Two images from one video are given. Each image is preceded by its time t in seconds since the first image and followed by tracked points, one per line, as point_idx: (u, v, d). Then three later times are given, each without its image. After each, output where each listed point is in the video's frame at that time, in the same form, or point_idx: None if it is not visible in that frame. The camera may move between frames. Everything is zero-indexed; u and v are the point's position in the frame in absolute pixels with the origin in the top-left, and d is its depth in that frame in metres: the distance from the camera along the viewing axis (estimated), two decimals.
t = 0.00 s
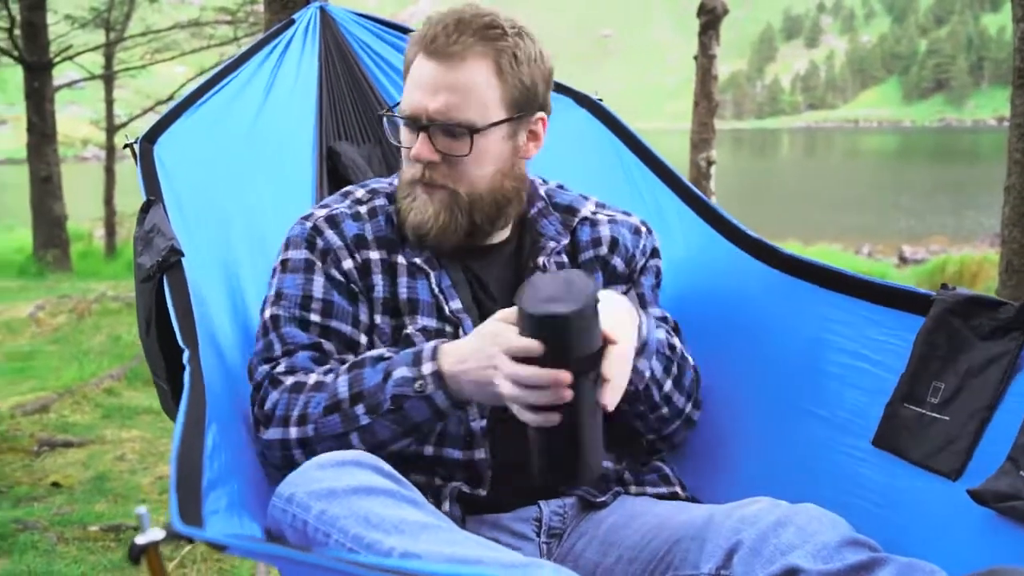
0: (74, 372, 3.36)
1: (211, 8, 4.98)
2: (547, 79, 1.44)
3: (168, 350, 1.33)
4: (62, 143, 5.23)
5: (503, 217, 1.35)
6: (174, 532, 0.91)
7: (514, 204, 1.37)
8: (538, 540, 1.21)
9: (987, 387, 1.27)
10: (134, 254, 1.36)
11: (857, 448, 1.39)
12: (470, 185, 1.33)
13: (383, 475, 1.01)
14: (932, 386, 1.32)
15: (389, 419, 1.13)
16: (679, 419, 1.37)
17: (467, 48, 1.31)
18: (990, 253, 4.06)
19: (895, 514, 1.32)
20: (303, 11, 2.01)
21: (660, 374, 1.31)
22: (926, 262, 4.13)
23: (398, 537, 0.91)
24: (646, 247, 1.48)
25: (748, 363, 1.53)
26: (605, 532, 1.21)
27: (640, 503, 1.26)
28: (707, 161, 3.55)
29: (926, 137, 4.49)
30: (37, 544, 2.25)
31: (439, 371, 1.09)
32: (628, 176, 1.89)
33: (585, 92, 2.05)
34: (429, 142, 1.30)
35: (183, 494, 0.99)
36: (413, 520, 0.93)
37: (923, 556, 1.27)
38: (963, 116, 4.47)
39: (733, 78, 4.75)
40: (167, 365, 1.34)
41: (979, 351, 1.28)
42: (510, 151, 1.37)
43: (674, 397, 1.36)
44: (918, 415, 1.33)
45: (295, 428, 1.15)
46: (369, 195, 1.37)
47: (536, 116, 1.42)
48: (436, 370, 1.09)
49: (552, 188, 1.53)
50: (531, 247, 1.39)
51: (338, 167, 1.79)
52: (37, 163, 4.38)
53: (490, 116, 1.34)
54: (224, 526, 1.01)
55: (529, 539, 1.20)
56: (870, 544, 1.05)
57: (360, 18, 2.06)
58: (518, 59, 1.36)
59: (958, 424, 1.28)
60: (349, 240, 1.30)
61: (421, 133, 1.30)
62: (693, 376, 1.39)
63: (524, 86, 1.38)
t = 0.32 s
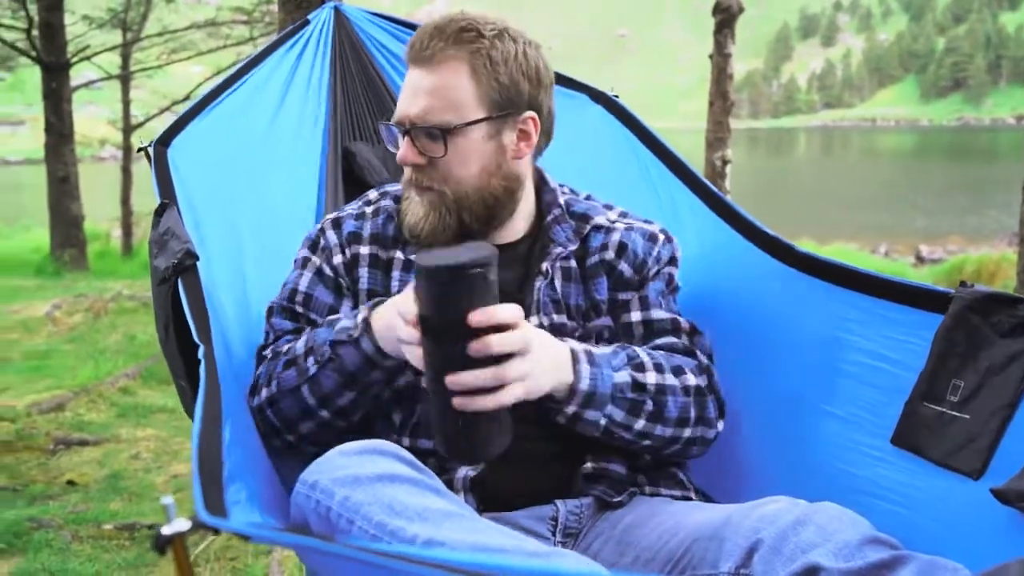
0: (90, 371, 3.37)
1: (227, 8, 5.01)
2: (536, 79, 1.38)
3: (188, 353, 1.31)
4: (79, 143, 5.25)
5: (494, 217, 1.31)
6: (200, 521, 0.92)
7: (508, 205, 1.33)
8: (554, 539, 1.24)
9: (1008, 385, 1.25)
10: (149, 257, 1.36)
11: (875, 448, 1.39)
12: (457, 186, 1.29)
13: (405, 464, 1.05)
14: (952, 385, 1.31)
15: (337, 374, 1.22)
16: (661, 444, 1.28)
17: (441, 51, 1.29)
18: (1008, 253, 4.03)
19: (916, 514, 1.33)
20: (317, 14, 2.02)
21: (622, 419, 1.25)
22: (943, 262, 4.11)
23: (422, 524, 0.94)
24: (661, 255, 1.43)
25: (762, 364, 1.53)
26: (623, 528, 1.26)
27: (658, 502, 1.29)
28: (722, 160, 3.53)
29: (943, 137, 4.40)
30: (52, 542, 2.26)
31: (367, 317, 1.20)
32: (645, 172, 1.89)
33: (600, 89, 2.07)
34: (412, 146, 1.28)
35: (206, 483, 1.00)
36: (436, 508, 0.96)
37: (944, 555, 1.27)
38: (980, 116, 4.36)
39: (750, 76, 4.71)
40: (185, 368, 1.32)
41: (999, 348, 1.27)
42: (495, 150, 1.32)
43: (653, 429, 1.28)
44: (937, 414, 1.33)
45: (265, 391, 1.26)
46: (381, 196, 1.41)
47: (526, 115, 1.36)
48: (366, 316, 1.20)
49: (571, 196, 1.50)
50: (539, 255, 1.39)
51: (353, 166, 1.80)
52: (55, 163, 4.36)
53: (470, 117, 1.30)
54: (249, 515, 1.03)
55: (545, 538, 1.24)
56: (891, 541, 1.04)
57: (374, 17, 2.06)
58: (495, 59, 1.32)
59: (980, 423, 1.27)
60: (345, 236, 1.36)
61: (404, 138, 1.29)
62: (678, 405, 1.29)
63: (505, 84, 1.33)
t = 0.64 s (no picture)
0: (98, 368, 3.38)
1: (236, 9, 5.08)
2: (519, 71, 1.61)
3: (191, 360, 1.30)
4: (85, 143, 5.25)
5: (490, 207, 1.54)
6: (215, 498, 0.93)
7: (502, 193, 1.55)
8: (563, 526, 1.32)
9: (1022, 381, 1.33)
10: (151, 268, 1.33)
11: (888, 444, 1.46)
12: (453, 181, 1.54)
13: (424, 438, 1.09)
14: (966, 381, 1.38)
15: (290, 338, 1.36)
16: (564, 429, 1.29)
17: (427, 57, 1.53)
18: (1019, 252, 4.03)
19: (927, 507, 1.40)
20: (323, 17, 2.24)
21: (506, 407, 1.26)
22: (954, 262, 4.09)
23: (438, 492, 0.99)
24: (627, 244, 1.48)
25: (775, 358, 1.60)
26: (632, 522, 1.33)
27: (660, 501, 1.36)
28: (732, 158, 3.50)
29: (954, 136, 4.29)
30: (58, 540, 2.28)
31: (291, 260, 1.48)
32: (654, 166, 1.92)
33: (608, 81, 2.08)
34: (406, 147, 1.53)
35: (224, 471, 1.00)
36: (453, 479, 1.01)
37: (957, 546, 1.35)
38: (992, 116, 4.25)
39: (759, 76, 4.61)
40: (187, 377, 1.31)
41: (1013, 345, 1.34)
42: (486, 142, 1.55)
43: (549, 415, 1.28)
44: (951, 409, 1.39)
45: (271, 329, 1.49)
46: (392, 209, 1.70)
47: (513, 107, 1.58)
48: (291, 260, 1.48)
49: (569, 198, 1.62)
50: (514, 253, 1.56)
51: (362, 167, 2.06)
52: (65, 163, 4.33)
53: (458, 112, 1.53)
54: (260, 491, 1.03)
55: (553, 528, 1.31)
56: (900, 535, 1.06)
57: (376, 14, 2.28)
58: (478, 56, 1.55)
59: (994, 419, 1.34)
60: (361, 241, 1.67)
61: (399, 140, 1.54)
62: (573, 388, 1.27)
63: (489, 78, 1.56)
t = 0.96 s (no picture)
0: (106, 368, 3.39)
1: (246, 10, 5.12)
2: (475, 75, 1.65)
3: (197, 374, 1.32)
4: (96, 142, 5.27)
5: (462, 210, 1.56)
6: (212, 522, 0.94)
7: (472, 195, 1.57)
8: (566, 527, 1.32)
9: None
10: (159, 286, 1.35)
11: (899, 433, 1.45)
12: (421, 189, 1.56)
13: (424, 444, 1.08)
14: (976, 364, 1.34)
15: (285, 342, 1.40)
16: (515, 434, 1.29)
17: (383, 71, 1.58)
18: None
19: (941, 496, 1.38)
20: (326, 20, 2.23)
21: (455, 416, 1.28)
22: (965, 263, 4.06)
23: (436, 498, 0.99)
24: (589, 238, 1.48)
25: (782, 349, 1.60)
26: (636, 517, 1.32)
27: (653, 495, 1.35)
28: (740, 159, 3.49)
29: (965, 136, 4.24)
30: (64, 539, 2.29)
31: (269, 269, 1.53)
32: (660, 160, 1.92)
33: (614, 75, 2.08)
34: (374, 161, 1.56)
35: (220, 487, 1.00)
36: (450, 485, 1.01)
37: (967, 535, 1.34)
38: (1004, 116, 4.24)
39: (770, 76, 4.59)
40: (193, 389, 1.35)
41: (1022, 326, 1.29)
42: (450, 145, 1.58)
43: (499, 420, 1.29)
44: (962, 395, 1.36)
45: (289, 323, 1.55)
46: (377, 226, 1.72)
47: (471, 110, 1.61)
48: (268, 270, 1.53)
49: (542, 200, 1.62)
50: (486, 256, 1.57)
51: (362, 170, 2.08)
52: (75, 163, 4.35)
53: (419, 120, 1.56)
54: (268, 506, 1.01)
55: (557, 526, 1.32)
56: (905, 521, 1.03)
57: (382, 15, 2.25)
58: (432, 63, 1.59)
59: (1003, 405, 1.31)
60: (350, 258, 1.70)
61: (367, 156, 1.57)
62: (519, 393, 1.28)
63: (446, 84, 1.59)
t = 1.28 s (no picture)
0: (116, 368, 3.40)
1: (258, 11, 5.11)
2: (461, 79, 1.65)
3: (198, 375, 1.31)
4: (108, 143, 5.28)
5: (458, 212, 1.55)
6: (208, 513, 0.92)
7: (467, 197, 1.57)
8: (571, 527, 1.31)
9: None
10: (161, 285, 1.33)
11: (905, 439, 1.43)
12: (416, 194, 1.56)
13: (430, 441, 1.09)
14: (983, 371, 1.31)
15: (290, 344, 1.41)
16: (510, 429, 1.29)
17: (370, 79, 1.58)
18: None
19: (946, 505, 1.37)
20: (335, 19, 2.22)
21: (449, 413, 1.28)
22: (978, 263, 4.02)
23: (440, 494, 0.99)
24: (584, 236, 1.48)
25: (787, 351, 1.60)
26: (641, 521, 1.31)
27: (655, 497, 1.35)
28: (750, 160, 3.47)
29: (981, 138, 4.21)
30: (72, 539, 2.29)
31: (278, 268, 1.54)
32: (667, 161, 1.91)
33: (621, 76, 2.07)
34: (368, 169, 1.55)
35: (216, 480, 1.00)
36: (455, 481, 1.01)
37: (965, 545, 1.32)
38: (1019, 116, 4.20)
39: (782, 77, 4.56)
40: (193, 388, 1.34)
41: None
42: (441, 148, 1.58)
43: (493, 416, 1.29)
44: (969, 402, 1.34)
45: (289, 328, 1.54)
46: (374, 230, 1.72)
47: (461, 112, 1.61)
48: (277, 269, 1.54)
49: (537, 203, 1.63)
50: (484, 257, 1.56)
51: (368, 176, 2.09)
52: (87, 164, 4.33)
53: (410, 125, 1.56)
54: (268, 500, 1.00)
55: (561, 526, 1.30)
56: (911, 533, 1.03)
57: (392, 16, 2.25)
58: (419, 68, 1.59)
59: (1010, 413, 1.28)
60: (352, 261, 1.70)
61: (360, 165, 1.56)
62: (512, 387, 1.28)
63: (434, 88, 1.59)
